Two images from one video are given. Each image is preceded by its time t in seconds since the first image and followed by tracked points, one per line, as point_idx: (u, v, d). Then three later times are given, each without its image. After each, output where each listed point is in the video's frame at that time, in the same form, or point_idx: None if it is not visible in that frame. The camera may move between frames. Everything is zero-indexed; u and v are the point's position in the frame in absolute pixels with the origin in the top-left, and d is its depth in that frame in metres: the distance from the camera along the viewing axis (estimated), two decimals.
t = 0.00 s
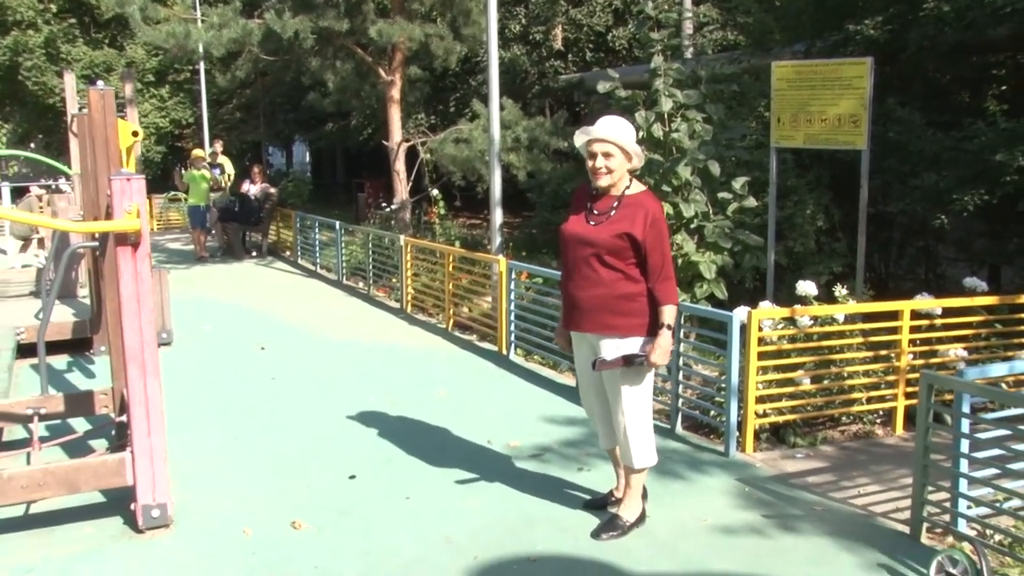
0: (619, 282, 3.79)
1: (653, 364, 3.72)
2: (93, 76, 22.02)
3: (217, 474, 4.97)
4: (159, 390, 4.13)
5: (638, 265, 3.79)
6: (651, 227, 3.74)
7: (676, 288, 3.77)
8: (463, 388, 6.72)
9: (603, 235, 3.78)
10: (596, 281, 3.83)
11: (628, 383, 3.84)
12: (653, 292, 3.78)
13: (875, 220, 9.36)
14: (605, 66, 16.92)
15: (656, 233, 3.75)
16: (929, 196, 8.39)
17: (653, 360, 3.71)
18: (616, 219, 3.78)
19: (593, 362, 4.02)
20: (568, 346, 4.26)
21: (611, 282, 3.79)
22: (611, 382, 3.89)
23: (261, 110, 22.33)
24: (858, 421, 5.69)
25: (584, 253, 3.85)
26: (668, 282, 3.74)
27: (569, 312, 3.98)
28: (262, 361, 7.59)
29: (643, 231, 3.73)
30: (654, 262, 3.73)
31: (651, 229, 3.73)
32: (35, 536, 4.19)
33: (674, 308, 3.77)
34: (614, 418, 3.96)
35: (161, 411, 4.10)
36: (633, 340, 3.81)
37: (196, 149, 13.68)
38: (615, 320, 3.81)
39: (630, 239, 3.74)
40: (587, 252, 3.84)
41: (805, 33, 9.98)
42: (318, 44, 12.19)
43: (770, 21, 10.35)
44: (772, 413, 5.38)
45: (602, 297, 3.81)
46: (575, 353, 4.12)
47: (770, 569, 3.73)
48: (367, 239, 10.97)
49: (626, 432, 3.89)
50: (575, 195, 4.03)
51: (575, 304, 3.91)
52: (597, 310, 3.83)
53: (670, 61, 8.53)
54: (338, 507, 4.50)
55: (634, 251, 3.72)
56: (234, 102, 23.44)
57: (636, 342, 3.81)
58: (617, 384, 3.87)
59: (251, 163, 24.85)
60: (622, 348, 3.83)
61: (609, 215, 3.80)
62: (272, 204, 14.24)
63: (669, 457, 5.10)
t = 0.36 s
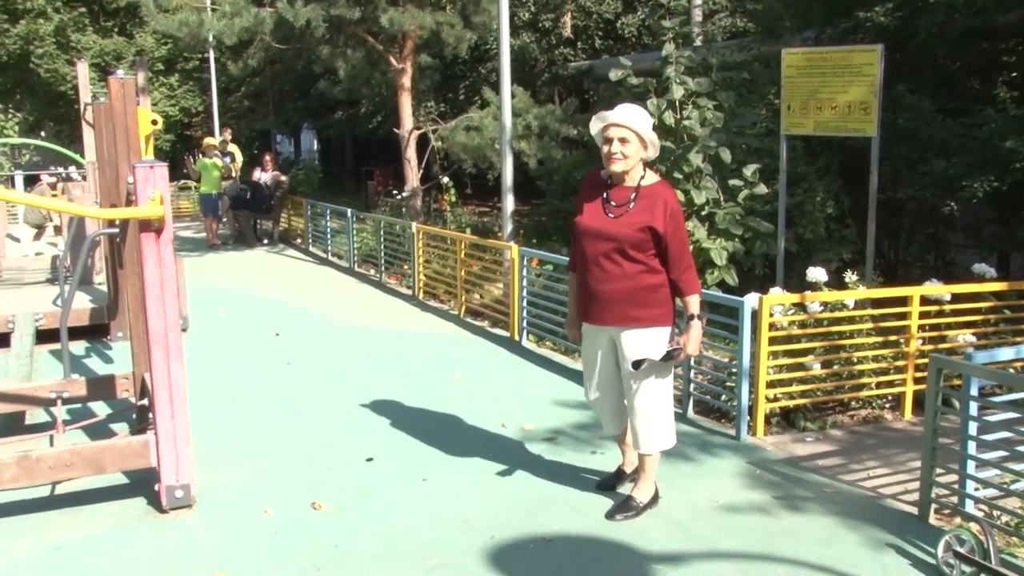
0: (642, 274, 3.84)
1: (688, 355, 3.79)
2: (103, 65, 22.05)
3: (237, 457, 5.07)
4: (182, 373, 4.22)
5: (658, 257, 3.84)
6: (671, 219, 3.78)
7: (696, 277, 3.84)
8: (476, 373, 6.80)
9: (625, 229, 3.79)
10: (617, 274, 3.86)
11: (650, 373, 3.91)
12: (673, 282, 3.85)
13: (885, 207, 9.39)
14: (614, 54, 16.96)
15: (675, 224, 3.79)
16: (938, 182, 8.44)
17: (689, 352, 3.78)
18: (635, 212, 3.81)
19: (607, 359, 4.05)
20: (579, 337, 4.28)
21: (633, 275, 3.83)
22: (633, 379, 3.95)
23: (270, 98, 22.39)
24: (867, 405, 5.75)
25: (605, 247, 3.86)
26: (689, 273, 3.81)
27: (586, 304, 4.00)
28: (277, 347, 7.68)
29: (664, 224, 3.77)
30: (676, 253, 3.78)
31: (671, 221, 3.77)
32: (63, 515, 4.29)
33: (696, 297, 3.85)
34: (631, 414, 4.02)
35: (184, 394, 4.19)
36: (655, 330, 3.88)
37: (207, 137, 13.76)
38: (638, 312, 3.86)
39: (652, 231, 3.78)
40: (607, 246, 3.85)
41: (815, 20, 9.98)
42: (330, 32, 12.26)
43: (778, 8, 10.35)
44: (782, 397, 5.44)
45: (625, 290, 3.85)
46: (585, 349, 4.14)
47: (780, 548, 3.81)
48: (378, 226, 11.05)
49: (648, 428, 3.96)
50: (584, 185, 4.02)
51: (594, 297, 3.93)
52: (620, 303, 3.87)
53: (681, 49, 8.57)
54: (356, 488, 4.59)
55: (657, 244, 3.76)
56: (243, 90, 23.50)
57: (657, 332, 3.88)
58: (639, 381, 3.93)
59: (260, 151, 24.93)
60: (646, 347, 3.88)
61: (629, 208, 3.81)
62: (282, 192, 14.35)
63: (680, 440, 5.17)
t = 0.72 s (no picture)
0: (658, 274, 3.83)
1: (701, 349, 3.76)
2: (112, 63, 22.11)
3: (258, 450, 5.15)
4: (206, 367, 4.29)
5: (672, 256, 3.85)
6: (686, 218, 3.80)
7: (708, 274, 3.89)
8: (490, 369, 6.86)
9: (642, 230, 3.77)
10: (634, 276, 3.83)
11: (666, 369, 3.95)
12: (687, 281, 3.88)
13: (895, 204, 9.44)
14: (621, 52, 17.02)
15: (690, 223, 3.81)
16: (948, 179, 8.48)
17: (701, 347, 3.75)
18: (651, 213, 3.78)
19: (616, 358, 4.04)
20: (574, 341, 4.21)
21: (651, 276, 3.82)
22: (648, 374, 3.99)
23: (278, 96, 22.47)
24: (878, 400, 5.81)
25: (621, 249, 3.82)
26: (703, 271, 3.85)
27: (599, 306, 3.94)
28: (292, 342, 7.76)
29: (680, 224, 3.77)
30: (692, 252, 3.80)
31: (687, 221, 3.78)
32: (90, 507, 4.38)
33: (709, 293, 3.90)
34: (649, 408, 4.06)
35: (209, 388, 4.26)
36: (671, 328, 3.90)
37: (218, 136, 13.84)
38: (655, 312, 3.86)
39: (668, 232, 3.77)
40: (623, 248, 3.81)
41: (824, 18, 10.01)
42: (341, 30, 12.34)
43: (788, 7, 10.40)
44: (795, 392, 5.51)
45: (642, 291, 3.83)
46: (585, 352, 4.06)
47: (796, 539, 3.88)
48: (389, 224, 11.11)
49: (668, 419, 4.02)
50: (591, 186, 3.95)
51: (608, 299, 3.90)
52: (637, 304, 3.84)
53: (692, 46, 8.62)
54: (377, 480, 4.67)
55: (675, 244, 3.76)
56: (250, 87, 23.57)
57: (673, 330, 3.90)
58: (655, 375, 3.97)
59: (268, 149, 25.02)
60: (662, 340, 3.91)
61: (644, 210, 3.78)
62: (293, 190, 14.43)
63: (695, 434, 5.24)
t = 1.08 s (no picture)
0: (663, 280, 3.82)
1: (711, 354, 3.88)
2: (126, 69, 22.23)
3: (278, 451, 5.21)
4: (230, 368, 4.35)
5: (674, 261, 3.85)
6: (687, 223, 3.82)
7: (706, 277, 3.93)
8: (505, 372, 6.92)
9: (649, 237, 3.74)
10: (640, 283, 3.79)
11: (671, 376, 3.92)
12: (688, 286, 3.89)
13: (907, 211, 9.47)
14: (633, 59, 17.09)
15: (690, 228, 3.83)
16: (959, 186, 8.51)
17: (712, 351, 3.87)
18: (655, 220, 3.76)
19: (623, 370, 3.95)
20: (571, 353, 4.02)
21: (657, 282, 3.79)
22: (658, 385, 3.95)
23: (290, 102, 22.60)
24: (892, 405, 5.85)
25: (628, 257, 3.76)
26: (703, 275, 3.89)
27: (602, 317, 3.85)
28: (308, 346, 7.83)
29: (683, 228, 3.78)
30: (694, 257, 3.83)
31: (689, 225, 3.80)
32: (114, 505, 4.44)
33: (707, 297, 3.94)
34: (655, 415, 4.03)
35: (232, 389, 4.32)
36: (676, 334, 3.89)
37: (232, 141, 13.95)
38: (662, 318, 3.83)
39: (672, 237, 3.77)
40: (629, 255, 3.76)
41: (836, 26, 10.06)
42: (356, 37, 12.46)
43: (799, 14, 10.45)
44: (809, 396, 5.55)
45: (650, 298, 3.79)
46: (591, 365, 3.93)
47: (812, 540, 3.93)
48: (403, 228, 11.19)
49: (679, 427, 4.02)
50: (585, 195, 3.86)
51: (614, 309, 3.81)
52: (645, 311, 3.79)
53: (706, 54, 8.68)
54: (396, 481, 4.73)
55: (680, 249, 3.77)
56: (262, 93, 23.69)
57: (678, 336, 3.89)
58: (665, 386, 3.94)
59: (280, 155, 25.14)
60: (665, 349, 3.88)
61: (648, 216, 3.75)
62: (306, 195, 14.53)
63: (710, 437, 5.29)
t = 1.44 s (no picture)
0: (654, 280, 3.85)
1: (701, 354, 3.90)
2: (137, 70, 22.32)
3: (292, 450, 5.26)
4: (245, 366, 4.41)
5: (662, 260, 3.89)
6: (674, 221, 3.88)
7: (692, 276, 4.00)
8: (516, 373, 6.96)
9: (642, 236, 3.77)
10: (634, 284, 3.81)
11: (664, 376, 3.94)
12: (676, 286, 3.94)
13: (917, 214, 9.48)
14: (642, 61, 17.14)
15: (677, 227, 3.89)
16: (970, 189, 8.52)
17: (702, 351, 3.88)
18: (647, 219, 3.79)
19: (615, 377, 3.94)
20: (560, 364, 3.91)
21: (650, 281, 3.83)
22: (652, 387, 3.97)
23: (300, 103, 22.69)
24: (901, 406, 5.87)
25: (621, 257, 3.78)
26: (691, 274, 3.95)
27: (595, 320, 3.84)
28: (319, 346, 7.89)
29: (672, 227, 3.84)
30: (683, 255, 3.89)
31: (677, 224, 3.86)
32: (132, 501, 4.50)
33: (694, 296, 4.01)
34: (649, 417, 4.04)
35: (247, 386, 4.38)
36: (668, 334, 3.93)
37: (243, 143, 14.05)
38: (655, 318, 3.86)
39: (662, 236, 3.82)
40: (622, 256, 3.77)
41: (845, 29, 10.06)
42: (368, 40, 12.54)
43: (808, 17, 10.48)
44: (818, 397, 5.58)
45: (644, 298, 3.82)
46: (585, 377, 3.91)
47: (821, 538, 3.96)
48: (413, 230, 11.25)
49: (674, 423, 4.07)
50: (571, 196, 3.83)
51: (608, 312, 3.81)
52: (640, 312, 3.82)
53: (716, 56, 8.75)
54: (409, 479, 4.78)
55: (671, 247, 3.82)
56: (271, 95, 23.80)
57: (670, 336, 3.94)
58: (659, 386, 3.97)
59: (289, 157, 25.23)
60: (656, 351, 3.91)
61: (638, 215, 3.78)
62: (317, 196, 14.61)
63: (719, 437, 5.34)
